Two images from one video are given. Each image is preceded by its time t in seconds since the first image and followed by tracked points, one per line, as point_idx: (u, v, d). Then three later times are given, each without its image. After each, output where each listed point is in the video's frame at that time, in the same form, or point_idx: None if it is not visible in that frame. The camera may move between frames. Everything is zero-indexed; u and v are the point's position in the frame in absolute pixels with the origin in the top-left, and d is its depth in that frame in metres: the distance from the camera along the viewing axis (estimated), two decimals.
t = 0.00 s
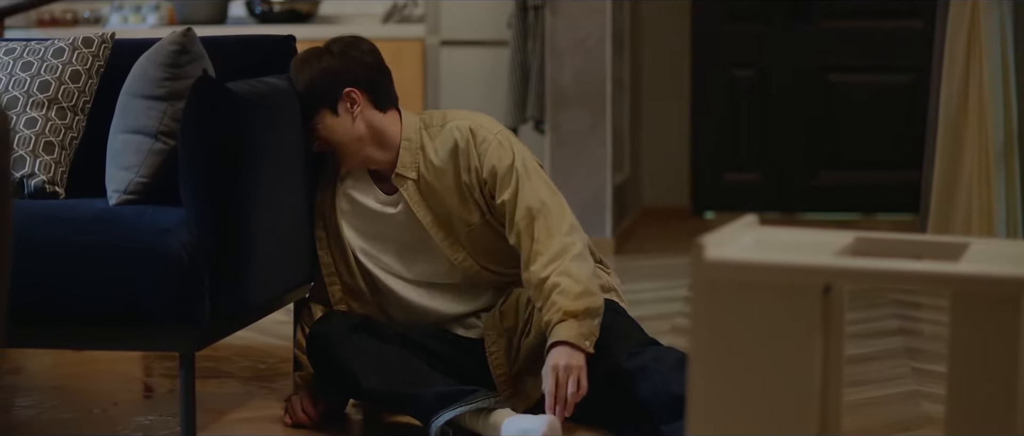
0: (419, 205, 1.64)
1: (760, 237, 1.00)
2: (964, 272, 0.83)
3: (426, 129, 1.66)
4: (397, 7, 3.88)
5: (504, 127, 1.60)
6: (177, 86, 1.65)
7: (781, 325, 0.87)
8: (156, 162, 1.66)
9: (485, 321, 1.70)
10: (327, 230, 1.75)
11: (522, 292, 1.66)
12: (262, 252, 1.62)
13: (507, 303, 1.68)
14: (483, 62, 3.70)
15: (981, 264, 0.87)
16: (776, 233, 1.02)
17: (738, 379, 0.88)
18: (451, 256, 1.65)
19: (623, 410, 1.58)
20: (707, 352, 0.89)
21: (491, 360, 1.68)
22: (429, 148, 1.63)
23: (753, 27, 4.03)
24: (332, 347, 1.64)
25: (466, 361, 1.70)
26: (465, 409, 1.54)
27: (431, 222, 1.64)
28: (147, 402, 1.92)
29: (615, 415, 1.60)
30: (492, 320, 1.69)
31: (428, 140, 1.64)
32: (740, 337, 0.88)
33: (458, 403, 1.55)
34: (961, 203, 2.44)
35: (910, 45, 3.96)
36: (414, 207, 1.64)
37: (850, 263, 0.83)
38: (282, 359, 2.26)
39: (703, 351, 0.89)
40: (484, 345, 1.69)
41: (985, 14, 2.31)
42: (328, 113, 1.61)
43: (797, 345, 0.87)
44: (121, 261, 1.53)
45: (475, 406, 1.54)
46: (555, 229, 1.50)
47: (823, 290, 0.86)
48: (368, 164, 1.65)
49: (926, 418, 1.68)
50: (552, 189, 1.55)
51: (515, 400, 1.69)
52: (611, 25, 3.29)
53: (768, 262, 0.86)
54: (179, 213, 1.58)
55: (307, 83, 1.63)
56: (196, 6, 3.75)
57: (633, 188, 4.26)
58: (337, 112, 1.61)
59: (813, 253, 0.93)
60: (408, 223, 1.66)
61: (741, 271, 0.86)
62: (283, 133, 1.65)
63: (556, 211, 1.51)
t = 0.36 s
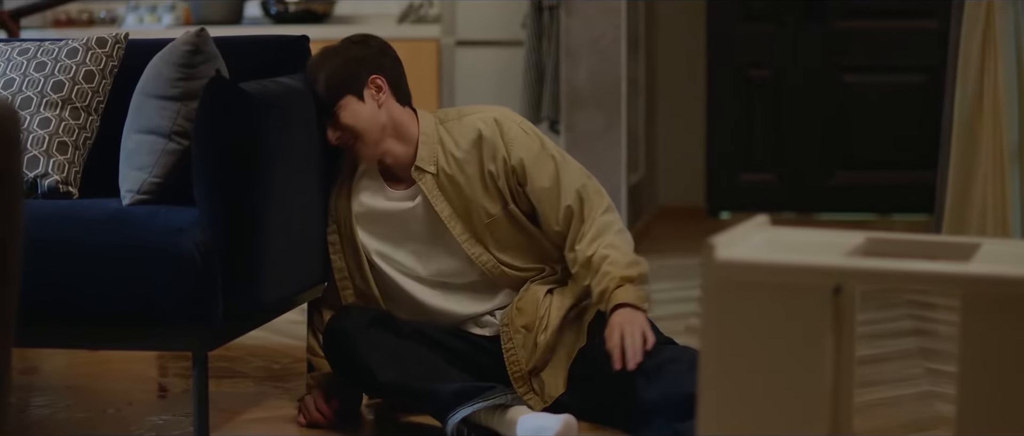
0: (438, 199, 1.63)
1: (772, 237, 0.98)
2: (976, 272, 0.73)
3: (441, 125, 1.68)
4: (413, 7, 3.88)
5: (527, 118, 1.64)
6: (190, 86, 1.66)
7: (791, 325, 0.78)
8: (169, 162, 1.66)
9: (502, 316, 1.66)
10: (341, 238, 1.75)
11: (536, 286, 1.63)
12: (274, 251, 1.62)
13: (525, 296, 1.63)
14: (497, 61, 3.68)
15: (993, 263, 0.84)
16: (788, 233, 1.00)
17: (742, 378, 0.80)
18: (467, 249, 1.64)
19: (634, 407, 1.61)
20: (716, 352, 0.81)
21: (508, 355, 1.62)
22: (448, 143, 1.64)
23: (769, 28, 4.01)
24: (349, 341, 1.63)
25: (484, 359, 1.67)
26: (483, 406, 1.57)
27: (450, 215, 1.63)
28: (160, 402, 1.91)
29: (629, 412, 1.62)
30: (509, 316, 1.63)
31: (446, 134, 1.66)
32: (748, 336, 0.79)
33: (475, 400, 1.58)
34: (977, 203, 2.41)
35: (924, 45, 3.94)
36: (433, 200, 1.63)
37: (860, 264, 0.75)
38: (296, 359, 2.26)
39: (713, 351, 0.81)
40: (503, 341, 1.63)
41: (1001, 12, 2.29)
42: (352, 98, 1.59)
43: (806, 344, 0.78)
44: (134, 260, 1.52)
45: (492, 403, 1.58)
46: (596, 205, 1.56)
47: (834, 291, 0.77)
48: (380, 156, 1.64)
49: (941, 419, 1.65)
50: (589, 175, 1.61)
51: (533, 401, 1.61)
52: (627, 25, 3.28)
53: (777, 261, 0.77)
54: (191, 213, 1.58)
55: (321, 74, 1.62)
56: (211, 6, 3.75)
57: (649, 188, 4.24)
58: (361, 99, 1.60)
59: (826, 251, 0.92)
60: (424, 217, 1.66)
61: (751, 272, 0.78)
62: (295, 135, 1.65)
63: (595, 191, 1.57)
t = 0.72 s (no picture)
0: (457, 191, 1.66)
1: (785, 240, 0.99)
2: (985, 275, 0.80)
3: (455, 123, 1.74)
4: (429, 9, 3.87)
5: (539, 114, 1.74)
6: (206, 88, 1.66)
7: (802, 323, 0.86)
8: (185, 163, 1.66)
9: (520, 310, 1.67)
10: (356, 244, 1.75)
11: (556, 280, 1.65)
12: (290, 253, 1.62)
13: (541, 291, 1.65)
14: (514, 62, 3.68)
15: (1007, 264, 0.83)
16: (801, 235, 1.01)
17: (755, 377, 0.88)
18: (485, 240, 1.66)
19: (653, 404, 1.58)
20: (729, 350, 0.88)
21: (530, 351, 1.64)
22: (465, 137, 1.70)
23: (784, 28, 3.99)
24: (370, 334, 1.62)
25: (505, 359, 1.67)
26: (511, 401, 1.54)
27: (469, 206, 1.66)
28: (177, 403, 1.92)
29: (647, 411, 1.59)
30: (527, 311, 1.65)
31: (462, 131, 1.72)
32: (758, 336, 0.87)
33: (503, 395, 1.55)
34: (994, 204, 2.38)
35: (939, 46, 3.92)
36: (453, 193, 1.66)
37: (872, 265, 0.82)
38: (312, 360, 2.26)
39: (726, 349, 0.89)
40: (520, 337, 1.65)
41: (1019, 13, 2.27)
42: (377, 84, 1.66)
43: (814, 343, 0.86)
44: (148, 261, 1.52)
45: (522, 397, 1.55)
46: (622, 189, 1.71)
47: (848, 294, 0.84)
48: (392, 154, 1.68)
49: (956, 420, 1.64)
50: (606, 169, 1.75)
51: (554, 396, 1.65)
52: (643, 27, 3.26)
53: (792, 263, 0.85)
54: (207, 214, 1.58)
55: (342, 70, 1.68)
56: (228, 7, 3.76)
57: (666, 191, 4.23)
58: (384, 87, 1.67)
59: (838, 254, 0.93)
60: (441, 212, 1.69)
61: (764, 273, 0.86)
62: (312, 138, 1.66)
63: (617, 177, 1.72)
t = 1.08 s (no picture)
0: (470, 188, 1.67)
1: (796, 244, 0.98)
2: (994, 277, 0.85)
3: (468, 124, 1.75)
4: (443, 12, 3.88)
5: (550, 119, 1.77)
6: (218, 91, 1.67)
7: (817, 326, 0.91)
8: (197, 166, 1.66)
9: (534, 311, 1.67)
10: (369, 246, 1.75)
11: (568, 280, 1.66)
12: (301, 257, 1.62)
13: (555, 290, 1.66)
14: (527, 65, 3.68)
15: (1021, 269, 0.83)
16: (814, 239, 1.00)
17: (766, 376, 0.92)
18: (496, 238, 1.67)
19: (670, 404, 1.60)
20: (744, 353, 0.93)
21: (546, 351, 1.64)
22: (478, 136, 1.71)
23: (797, 31, 3.97)
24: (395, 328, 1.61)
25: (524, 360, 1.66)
26: (544, 395, 1.53)
27: (481, 204, 1.67)
28: (190, 406, 1.92)
29: (665, 411, 1.61)
30: (543, 310, 1.66)
31: (474, 130, 1.73)
32: (773, 337, 0.92)
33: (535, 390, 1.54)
34: (1007, 207, 2.36)
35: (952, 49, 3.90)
36: (466, 190, 1.67)
37: (888, 269, 0.86)
38: (324, 363, 2.26)
39: (742, 353, 0.93)
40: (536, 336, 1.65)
41: None
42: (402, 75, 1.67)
43: (829, 345, 0.91)
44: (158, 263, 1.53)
45: (554, 392, 1.53)
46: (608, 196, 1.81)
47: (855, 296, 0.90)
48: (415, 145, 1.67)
49: (967, 423, 1.63)
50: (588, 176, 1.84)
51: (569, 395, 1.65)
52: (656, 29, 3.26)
53: (812, 267, 0.88)
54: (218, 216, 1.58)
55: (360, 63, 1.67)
56: (242, 9, 3.77)
57: (679, 194, 4.21)
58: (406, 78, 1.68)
59: (847, 258, 0.92)
60: (453, 211, 1.70)
61: (787, 277, 0.88)
62: (323, 142, 1.66)
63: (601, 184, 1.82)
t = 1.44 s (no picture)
0: (481, 183, 1.74)
1: (802, 247, 0.98)
2: (999, 280, 0.85)
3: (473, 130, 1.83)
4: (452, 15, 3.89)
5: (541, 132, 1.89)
6: (224, 93, 1.67)
7: (821, 328, 0.91)
8: (203, 168, 1.67)
9: (545, 307, 1.69)
10: (385, 246, 1.74)
11: (575, 277, 1.70)
12: (309, 262, 1.62)
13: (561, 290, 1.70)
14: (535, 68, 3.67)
15: None
16: (820, 242, 1.00)
17: (769, 377, 0.92)
18: (506, 233, 1.72)
19: (688, 405, 1.60)
20: (750, 355, 0.92)
21: (558, 348, 1.66)
22: (484, 138, 1.80)
23: (805, 34, 3.96)
24: (412, 326, 1.60)
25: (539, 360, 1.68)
26: (557, 394, 1.52)
27: (491, 200, 1.74)
28: (196, 408, 1.92)
29: (683, 412, 1.61)
30: (554, 309, 1.69)
31: (479, 134, 1.81)
32: (778, 339, 0.92)
33: (548, 390, 1.52)
34: (1016, 211, 2.35)
35: (959, 52, 3.89)
36: (476, 183, 1.74)
37: (893, 272, 0.85)
38: (331, 365, 2.26)
39: (747, 356, 0.92)
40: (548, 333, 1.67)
41: None
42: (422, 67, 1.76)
43: (834, 348, 0.91)
44: (164, 265, 1.53)
45: (568, 391, 1.52)
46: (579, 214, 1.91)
47: (859, 297, 0.90)
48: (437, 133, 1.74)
49: (973, 426, 1.63)
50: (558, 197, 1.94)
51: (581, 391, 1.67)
52: (663, 31, 3.26)
53: (817, 269, 0.87)
54: (225, 220, 1.58)
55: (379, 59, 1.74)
56: (251, 11, 3.78)
57: (687, 196, 4.20)
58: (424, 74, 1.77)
59: (850, 260, 0.92)
60: (464, 210, 1.77)
61: (793, 279, 0.87)
62: (332, 145, 1.67)
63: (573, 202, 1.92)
